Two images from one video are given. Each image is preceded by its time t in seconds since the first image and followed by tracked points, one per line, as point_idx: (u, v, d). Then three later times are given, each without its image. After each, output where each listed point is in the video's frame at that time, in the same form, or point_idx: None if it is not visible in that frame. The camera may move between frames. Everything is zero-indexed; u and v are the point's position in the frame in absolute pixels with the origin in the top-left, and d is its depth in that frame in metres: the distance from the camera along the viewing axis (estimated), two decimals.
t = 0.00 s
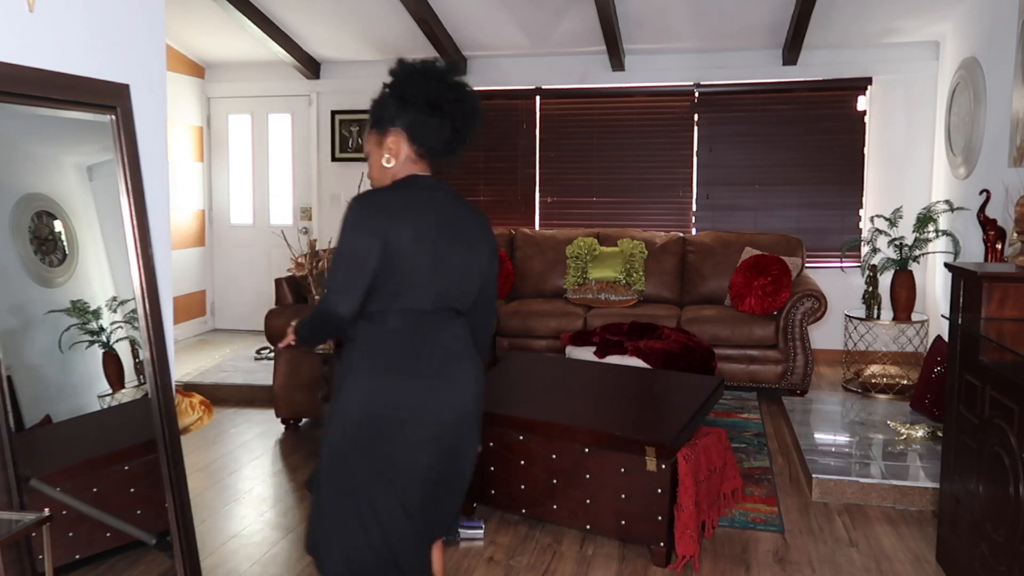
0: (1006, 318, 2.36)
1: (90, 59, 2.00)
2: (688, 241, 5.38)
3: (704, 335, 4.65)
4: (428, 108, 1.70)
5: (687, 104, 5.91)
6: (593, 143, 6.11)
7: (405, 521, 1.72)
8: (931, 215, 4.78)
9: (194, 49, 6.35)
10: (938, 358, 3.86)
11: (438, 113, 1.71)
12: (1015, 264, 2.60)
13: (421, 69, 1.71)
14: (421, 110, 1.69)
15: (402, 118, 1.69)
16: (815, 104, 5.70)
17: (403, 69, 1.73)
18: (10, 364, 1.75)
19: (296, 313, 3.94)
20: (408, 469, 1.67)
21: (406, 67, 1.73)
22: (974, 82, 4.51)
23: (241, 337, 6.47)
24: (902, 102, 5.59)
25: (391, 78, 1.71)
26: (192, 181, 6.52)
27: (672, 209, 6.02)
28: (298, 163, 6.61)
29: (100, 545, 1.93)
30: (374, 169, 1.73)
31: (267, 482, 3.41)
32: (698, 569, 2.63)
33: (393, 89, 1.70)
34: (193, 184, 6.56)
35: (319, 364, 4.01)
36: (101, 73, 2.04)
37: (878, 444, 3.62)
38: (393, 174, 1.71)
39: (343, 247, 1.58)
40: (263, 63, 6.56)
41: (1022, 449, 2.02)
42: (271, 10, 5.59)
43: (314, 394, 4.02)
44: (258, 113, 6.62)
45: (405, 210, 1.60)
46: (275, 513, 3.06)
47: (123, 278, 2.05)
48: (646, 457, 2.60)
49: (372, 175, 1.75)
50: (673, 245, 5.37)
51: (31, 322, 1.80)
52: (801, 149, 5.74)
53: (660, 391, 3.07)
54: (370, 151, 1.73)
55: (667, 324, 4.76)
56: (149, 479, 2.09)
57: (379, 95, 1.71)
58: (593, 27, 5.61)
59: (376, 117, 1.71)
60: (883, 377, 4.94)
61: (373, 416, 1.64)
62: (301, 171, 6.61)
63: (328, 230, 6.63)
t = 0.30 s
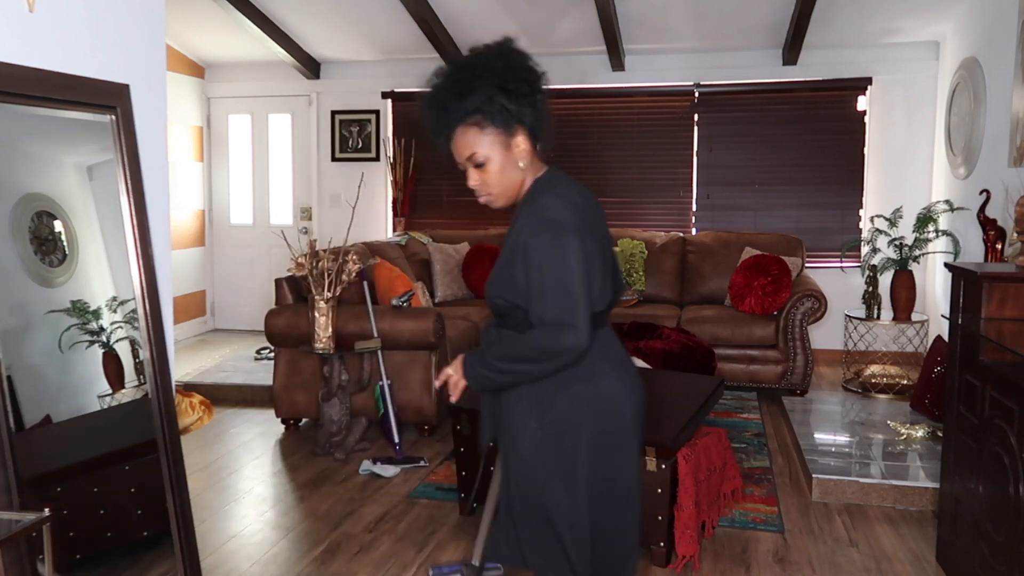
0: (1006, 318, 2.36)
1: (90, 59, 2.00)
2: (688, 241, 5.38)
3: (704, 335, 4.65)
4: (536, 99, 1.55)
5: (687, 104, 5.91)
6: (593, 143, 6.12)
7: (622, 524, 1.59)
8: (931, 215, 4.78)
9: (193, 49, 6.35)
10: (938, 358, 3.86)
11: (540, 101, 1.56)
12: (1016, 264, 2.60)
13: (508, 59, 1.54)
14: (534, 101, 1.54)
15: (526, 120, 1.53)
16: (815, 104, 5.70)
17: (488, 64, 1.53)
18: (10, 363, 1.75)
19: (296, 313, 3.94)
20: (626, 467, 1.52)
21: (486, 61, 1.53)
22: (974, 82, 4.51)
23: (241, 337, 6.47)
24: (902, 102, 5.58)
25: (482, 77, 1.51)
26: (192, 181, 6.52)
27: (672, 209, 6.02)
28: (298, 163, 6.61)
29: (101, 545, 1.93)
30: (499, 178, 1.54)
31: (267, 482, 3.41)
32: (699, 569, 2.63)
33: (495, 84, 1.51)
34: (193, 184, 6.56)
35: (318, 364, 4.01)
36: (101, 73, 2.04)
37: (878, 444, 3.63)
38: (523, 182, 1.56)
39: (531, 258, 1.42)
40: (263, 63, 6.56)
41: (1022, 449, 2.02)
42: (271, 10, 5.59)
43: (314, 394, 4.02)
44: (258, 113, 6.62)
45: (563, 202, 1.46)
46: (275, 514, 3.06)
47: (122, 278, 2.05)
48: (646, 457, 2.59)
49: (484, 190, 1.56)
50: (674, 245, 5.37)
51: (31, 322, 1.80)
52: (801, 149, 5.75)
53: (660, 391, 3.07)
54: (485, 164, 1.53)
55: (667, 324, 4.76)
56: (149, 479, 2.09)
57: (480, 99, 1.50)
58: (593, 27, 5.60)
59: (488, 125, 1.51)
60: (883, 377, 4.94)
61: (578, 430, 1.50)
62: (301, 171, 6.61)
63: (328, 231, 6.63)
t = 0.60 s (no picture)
0: (1006, 318, 2.35)
1: (90, 60, 2.00)
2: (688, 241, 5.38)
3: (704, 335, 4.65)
4: (713, 112, 1.63)
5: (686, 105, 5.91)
6: (593, 143, 6.12)
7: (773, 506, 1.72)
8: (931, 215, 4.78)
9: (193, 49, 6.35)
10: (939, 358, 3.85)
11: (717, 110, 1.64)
12: (1016, 264, 2.59)
13: (690, 72, 1.63)
14: (711, 111, 1.62)
15: (698, 132, 1.62)
16: (815, 104, 5.70)
17: (671, 75, 1.63)
18: (10, 363, 1.75)
19: (296, 313, 3.95)
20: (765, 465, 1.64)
21: (670, 72, 1.63)
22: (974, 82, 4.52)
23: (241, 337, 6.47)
24: (902, 102, 5.58)
25: (663, 89, 1.61)
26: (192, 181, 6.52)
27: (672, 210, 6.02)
28: (298, 163, 6.61)
29: (99, 546, 1.96)
30: (668, 183, 1.65)
31: (267, 482, 3.41)
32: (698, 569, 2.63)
33: (672, 93, 1.61)
34: (193, 184, 6.56)
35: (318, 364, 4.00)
36: (101, 73, 2.04)
37: (878, 444, 3.63)
38: (691, 190, 1.66)
39: (696, 265, 1.54)
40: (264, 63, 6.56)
41: (1022, 449, 2.02)
42: (271, 10, 5.59)
43: (313, 394, 4.01)
44: (258, 112, 6.62)
45: (733, 212, 1.56)
46: (275, 513, 3.06)
47: (122, 278, 2.05)
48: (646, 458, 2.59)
49: (652, 193, 1.68)
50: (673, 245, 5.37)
51: (31, 322, 1.80)
52: (800, 149, 5.75)
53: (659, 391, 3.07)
54: (656, 170, 1.64)
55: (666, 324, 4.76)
56: (149, 479, 2.09)
57: (656, 109, 1.61)
58: (593, 27, 5.60)
59: (661, 134, 1.62)
60: (883, 377, 4.94)
61: (732, 420, 1.64)
62: (301, 171, 6.61)
63: (328, 230, 6.63)
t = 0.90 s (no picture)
0: (1006, 318, 2.35)
1: (90, 60, 2.00)
2: (688, 241, 5.38)
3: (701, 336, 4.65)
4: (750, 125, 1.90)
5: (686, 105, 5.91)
6: (593, 143, 6.12)
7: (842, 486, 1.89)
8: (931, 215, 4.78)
9: (193, 49, 6.35)
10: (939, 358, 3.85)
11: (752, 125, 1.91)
12: (1016, 264, 2.59)
13: (738, 87, 1.89)
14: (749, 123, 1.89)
15: (740, 137, 1.87)
16: (815, 104, 5.70)
17: (719, 85, 1.88)
18: (9, 363, 1.74)
19: (296, 313, 3.95)
20: (825, 423, 1.86)
21: (718, 83, 1.89)
22: (974, 82, 4.52)
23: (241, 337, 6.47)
24: (902, 102, 5.58)
25: (718, 93, 1.85)
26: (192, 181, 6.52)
27: (672, 210, 6.02)
28: (298, 163, 6.61)
29: (99, 546, 1.96)
30: (714, 176, 1.85)
31: (267, 482, 3.41)
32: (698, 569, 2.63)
33: (727, 101, 1.85)
34: (194, 184, 6.56)
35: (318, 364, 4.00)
36: (101, 73, 2.04)
37: (878, 444, 3.63)
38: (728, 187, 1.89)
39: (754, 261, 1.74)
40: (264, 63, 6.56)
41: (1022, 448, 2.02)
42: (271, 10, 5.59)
43: (313, 394, 4.01)
44: (258, 112, 6.62)
45: (769, 211, 1.80)
46: (276, 513, 3.06)
47: (123, 277, 2.05)
48: (646, 458, 2.61)
49: (695, 183, 1.86)
50: (674, 245, 5.37)
51: (30, 323, 1.80)
52: (800, 149, 5.75)
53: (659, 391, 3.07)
54: (706, 162, 1.84)
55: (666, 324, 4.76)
56: (149, 479, 2.09)
57: (714, 111, 1.84)
58: (594, 27, 5.60)
59: (715, 131, 1.83)
60: (883, 377, 4.94)
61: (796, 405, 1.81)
62: (301, 171, 6.61)
63: (328, 230, 6.63)
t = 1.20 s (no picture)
0: (1006, 318, 2.35)
1: (90, 60, 2.00)
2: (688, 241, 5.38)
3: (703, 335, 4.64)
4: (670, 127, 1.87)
5: (687, 104, 5.91)
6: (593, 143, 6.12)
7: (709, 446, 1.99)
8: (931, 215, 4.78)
9: (193, 49, 6.34)
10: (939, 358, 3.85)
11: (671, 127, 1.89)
12: (1016, 263, 2.59)
13: (657, 88, 1.86)
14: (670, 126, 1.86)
15: (665, 138, 1.83)
16: (815, 104, 5.71)
17: (641, 89, 1.85)
18: (9, 363, 1.74)
19: (296, 313, 3.95)
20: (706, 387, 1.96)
21: (639, 86, 1.85)
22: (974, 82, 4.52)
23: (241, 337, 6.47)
24: (902, 102, 5.58)
25: (641, 96, 1.81)
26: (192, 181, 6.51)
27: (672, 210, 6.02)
28: (298, 163, 6.61)
29: (99, 546, 1.96)
30: (643, 183, 1.80)
31: (267, 482, 3.41)
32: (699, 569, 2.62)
33: (650, 103, 1.82)
34: (194, 184, 6.55)
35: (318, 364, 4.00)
36: (101, 73, 2.04)
37: (878, 444, 3.63)
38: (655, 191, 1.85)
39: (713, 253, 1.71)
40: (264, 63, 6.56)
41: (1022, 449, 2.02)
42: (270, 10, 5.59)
43: (313, 394, 4.01)
44: (258, 112, 6.62)
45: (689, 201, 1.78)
46: (276, 513, 3.07)
47: (123, 278, 2.05)
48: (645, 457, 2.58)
49: (627, 188, 1.81)
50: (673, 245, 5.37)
51: (30, 322, 1.80)
52: (800, 149, 5.75)
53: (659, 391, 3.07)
54: (636, 168, 1.79)
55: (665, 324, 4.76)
56: (150, 479, 2.09)
57: (640, 115, 1.79)
58: (594, 27, 5.60)
59: (642, 136, 1.79)
60: (883, 377, 4.94)
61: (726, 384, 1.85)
62: (301, 171, 6.61)
63: (328, 230, 6.63)
